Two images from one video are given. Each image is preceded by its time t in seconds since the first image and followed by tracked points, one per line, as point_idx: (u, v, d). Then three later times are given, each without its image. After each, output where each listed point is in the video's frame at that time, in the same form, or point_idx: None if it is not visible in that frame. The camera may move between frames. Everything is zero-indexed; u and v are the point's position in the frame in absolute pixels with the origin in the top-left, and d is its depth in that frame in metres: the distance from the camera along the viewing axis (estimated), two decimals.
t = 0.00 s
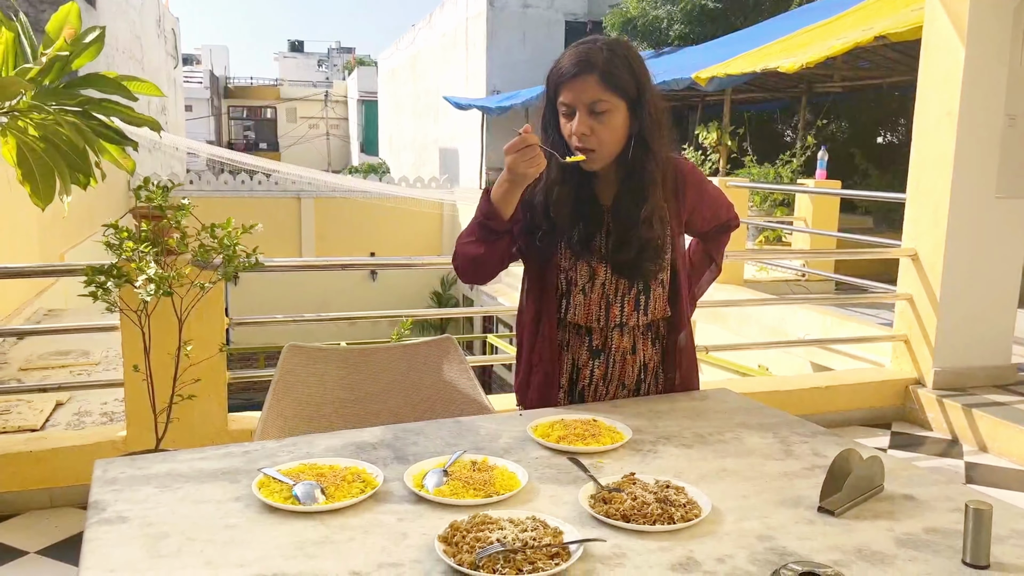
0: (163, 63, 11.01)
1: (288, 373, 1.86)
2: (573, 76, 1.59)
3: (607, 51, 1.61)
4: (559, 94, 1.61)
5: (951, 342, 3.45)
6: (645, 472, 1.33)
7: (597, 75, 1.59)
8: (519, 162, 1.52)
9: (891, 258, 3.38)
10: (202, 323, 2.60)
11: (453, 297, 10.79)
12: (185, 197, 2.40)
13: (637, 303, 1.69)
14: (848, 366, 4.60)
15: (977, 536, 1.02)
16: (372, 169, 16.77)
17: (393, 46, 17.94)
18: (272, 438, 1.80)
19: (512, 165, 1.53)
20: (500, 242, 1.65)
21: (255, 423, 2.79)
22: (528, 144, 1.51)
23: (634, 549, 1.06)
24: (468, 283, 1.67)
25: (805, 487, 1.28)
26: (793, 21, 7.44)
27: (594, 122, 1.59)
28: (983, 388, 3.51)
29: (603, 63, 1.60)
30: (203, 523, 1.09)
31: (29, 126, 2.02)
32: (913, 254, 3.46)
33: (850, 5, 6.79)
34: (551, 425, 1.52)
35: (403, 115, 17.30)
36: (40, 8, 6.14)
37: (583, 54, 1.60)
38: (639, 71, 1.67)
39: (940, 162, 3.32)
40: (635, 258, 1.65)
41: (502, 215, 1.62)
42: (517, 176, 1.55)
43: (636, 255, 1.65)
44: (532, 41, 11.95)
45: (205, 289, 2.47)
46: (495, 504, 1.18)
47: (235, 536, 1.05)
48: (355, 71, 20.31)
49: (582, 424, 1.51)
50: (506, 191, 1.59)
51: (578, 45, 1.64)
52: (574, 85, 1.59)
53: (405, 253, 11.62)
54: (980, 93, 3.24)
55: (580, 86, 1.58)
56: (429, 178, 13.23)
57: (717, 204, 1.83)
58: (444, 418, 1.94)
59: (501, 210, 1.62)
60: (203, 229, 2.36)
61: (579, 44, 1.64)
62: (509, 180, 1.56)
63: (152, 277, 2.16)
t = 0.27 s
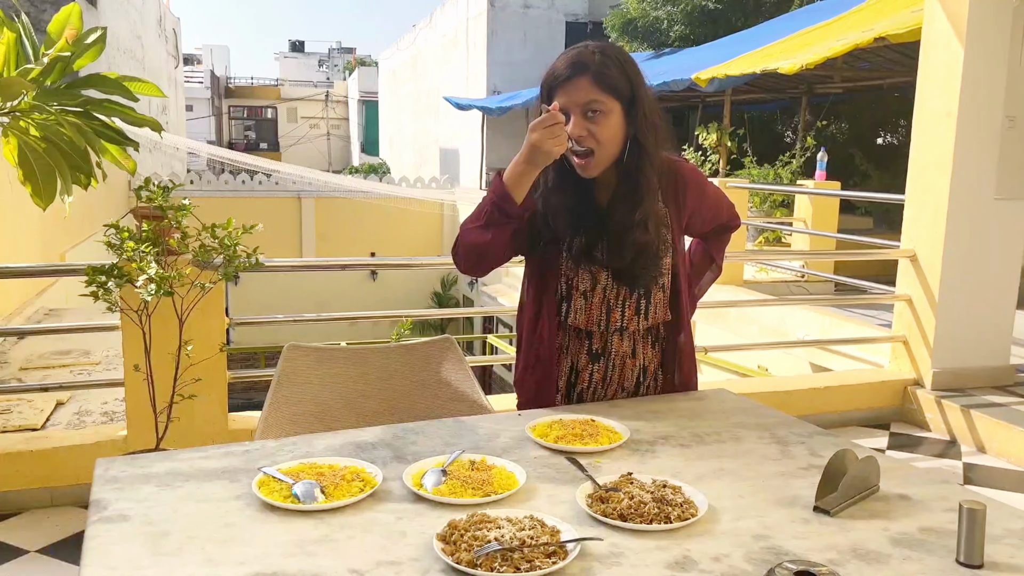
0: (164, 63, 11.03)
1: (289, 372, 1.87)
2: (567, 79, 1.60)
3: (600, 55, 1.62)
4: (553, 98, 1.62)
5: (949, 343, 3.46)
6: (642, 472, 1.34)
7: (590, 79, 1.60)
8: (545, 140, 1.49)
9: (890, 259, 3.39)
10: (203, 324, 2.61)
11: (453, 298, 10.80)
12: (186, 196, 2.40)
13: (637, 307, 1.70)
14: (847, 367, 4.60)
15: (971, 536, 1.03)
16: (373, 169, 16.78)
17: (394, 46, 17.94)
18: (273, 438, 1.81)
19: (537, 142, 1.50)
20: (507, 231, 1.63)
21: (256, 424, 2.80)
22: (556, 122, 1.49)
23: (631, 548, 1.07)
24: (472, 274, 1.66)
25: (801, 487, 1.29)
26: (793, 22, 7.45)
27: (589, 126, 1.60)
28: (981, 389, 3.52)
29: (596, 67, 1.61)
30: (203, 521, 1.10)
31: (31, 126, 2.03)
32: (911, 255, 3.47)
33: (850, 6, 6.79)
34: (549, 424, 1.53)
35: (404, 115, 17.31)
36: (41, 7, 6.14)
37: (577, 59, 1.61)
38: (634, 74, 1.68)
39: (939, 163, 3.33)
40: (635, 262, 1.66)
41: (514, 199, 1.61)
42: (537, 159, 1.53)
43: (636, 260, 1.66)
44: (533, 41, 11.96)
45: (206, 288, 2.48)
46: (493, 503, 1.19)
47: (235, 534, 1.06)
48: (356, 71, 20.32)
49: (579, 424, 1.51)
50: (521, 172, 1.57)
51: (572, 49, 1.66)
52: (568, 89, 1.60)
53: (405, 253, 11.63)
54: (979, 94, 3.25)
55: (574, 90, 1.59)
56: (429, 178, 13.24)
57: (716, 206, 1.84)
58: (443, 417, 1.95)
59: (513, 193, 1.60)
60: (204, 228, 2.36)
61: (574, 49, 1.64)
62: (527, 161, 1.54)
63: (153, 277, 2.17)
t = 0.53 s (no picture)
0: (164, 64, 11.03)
1: (289, 372, 1.88)
2: (572, 83, 1.59)
3: (606, 57, 1.62)
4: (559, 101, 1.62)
5: (948, 344, 3.46)
6: (641, 472, 1.34)
7: (596, 82, 1.60)
8: (530, 140, 1.51)
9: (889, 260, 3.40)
10: (203, 325, 2.61)
11: (453, 298, 10.79)
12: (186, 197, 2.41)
13: (639, 311, 1.70)
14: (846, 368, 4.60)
15: (970, 537, 1.03)
16: (373, 171, 16.78)
17: (394, 47, 17.94)
18: (272, 438, 1.81)
19: (520, 141, 1.52)
20: (500, 236, 1.62)
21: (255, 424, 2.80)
22: (540, 121, 1.50)
23: (630, 547, 1.07)
24: (472, 278, 1.66)
25: (800, 488, 1.29)
26: (793, 23, 7.45)
27: (595, 129, 1.60)
28: (980, 390, 3.53)
29: (602, 70, 1.61)
30: (204, 520, 1.10)
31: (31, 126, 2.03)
32: (910, 257, 3.47)
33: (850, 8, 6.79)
34: (549, 425, 1.53)
35: (404, 116, 17.30)
36: (41, 7, 6.15)
37: (583, 62, 1.61)
38: (639, 78, 1.68)
39: (938, 165, 3.34)
40: (638, 265, 1.67)
41: (505, 204, 1.61)
42: (524, 159, 1.54)
43: (639, 264, 1.67)
44: (533, 43, 11.97)
45: (206, 288, 2.48)
46: (493, 503, 1.19)
47: (235, 534, 1.07)
48: (356, 72, 20.33)
49: (579, 424, 1.52)
50: (511, 174, 1.58)
51: (578, 52, 1.65)
52: (573, 92, 1.59)
53: (405, 254, 11.63)
54: (979, 96, 3.26)
55: (579, 92, 1.59)
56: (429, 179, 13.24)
57: (718, 209, 1.85)
58: (443, 417, 1.95)
59: (502, 196, 1.60)
60: (204, 229, 2.37)
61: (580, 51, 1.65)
62: (515, 161, 1.55)
63: (153, 277, 2.17)
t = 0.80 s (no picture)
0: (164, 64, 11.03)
1: (288, 373, 1.88)
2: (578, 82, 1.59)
3: (611, 56, 1.62)
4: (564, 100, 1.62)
5: (947, 346, 3.46)
6: (641, 473, 1.34)
7: (602, 82, 1.60)
8: (514, 172, 1.50)
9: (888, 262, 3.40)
10: (202, 325, 2.61)
11: (451, 299, 10.79)
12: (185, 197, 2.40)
13: (642, 313, 1.71)
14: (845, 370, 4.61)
15: (969, 539, 1.03)
16: (372, 172, 16.77)
17: (394, 48, 17.95)
18: (272, 439, 1.81)
19: (505, 174, 1.51)
20: (496, 249, 1.63)
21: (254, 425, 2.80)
22: (524, 151, 1.48)
23: (630, 549, 1.07)
24: (468, 288, 1.66)
25: (800, 489, 1.29)
26: (792, 25, 7.46)
27: (600, 130, 1.60)
28: (979, 392, 3.53)
29: (608, 70, 1.61)
30: (204, 520, 1.10)
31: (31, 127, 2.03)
32: (910, 258, 3.47)
33: (849, 10, 6.81)
34: (549, 426, 1.53)
35: (403, 117, 17.31)
36: (41, 8, 6.14)
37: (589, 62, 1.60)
38: (644, 78, 1.68)
39: (937, 167, 3.34)
40: (639, 266, 1.67)
41: (496, 225, 1.62)
42: (509, 186, 1.54)
43: (642, 265, 1.68)
44: (533, 44, 11.98)
45: (205, 289, 2.48)
46: (492, 504, 1.19)
47: (235, 534, 1.06)
48: (356, 73, 20.34)
49: (579, 425, 1.52)
50: (500, 199, 1.58)
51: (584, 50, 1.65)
52: (579, 92, 1.59)
53: (404, 255, 11.63)
54: (978, 98, 3.26)
55: (585, 93, 1.59)
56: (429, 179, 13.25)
57: (719, 210, 1.86)
58: (443, 418, 1.95)
59: (493, 216, 1.61)
60: (203, 230, 2.37)
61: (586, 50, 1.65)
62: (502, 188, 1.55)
63: (153, 278, 2.17)
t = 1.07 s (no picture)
0: (163, 64, 11.02)
1: (288, 372, 1.87)
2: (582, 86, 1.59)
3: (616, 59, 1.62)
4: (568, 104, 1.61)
5: (945, 347, 3.47)
6: (642, 474, 1.34)
7: (607, 87, 1.59)
8: (502, 199, 1.54)
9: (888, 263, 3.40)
10: (201, 325, 2.61)
11: (451, 300, 10.77)
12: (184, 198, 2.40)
13: (643, 312, 1.71)
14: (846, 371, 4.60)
15: (970, 540, 1.03)
16: (371, 172, 16.76)
17: (393, 48, 17.93)
18: (271, 438, 1.81)
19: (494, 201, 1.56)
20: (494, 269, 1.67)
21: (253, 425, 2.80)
22: (510, 177, 1.53)
23: (631, 550, 1.07)
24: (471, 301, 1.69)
25: (801, 490, 1.29)
26: (793, 26, 7.45)
27: (605, 134, 1.60)
28: (979, 393, 3.53)
29: (613, 74, 1.60)
30: (205, 520, 1.10)
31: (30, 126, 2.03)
32: (909, 259, 3.47)
33: (849, 11, 6.80)
34: (549, 427, 1.53)
35: (403, 117, 17.30)
36: (41, 7, 6.13)
37: (595, 65, 1.60)
38: (648, 81, 1.68)
39: (937, 168, 3.34)
40: (638, 264, 1.68)
41: (492, 245, 1.65)
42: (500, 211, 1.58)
43: (641, 263, 1.68)
44: (532, 44, 11.98)
45: (204, 290, 2.48)
46: (493, 505, 1.19)
47: (235, 535, 1.06)
48: (355, 73, 20.32)
49: (580, 426, 1.51)
50: (495, 223, 1.61)
51: (589, 53, 1.64)
52: (584, 96, 1.59)
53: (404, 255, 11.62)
54: (979, 99, 3.26)
55: (590, 97, 1.59)
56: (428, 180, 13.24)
57: (720, 210, 1.86)
58: (443, 419, 1.95)
59: (489, 239, 1.64)
60: (203, 230, 2.36)
61: (590, 52, 1.64)
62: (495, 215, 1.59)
63: (152, 278, 2.17)
